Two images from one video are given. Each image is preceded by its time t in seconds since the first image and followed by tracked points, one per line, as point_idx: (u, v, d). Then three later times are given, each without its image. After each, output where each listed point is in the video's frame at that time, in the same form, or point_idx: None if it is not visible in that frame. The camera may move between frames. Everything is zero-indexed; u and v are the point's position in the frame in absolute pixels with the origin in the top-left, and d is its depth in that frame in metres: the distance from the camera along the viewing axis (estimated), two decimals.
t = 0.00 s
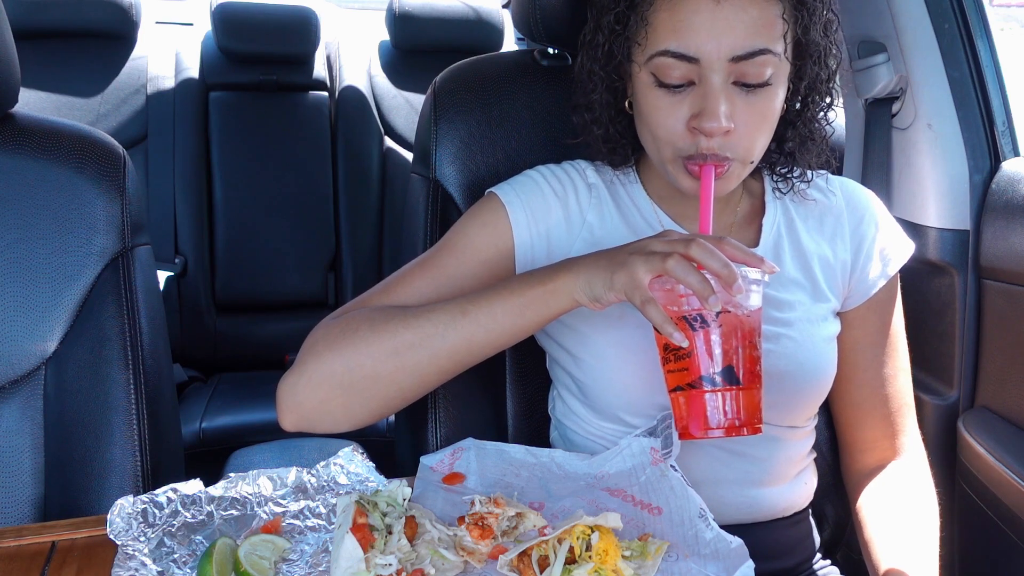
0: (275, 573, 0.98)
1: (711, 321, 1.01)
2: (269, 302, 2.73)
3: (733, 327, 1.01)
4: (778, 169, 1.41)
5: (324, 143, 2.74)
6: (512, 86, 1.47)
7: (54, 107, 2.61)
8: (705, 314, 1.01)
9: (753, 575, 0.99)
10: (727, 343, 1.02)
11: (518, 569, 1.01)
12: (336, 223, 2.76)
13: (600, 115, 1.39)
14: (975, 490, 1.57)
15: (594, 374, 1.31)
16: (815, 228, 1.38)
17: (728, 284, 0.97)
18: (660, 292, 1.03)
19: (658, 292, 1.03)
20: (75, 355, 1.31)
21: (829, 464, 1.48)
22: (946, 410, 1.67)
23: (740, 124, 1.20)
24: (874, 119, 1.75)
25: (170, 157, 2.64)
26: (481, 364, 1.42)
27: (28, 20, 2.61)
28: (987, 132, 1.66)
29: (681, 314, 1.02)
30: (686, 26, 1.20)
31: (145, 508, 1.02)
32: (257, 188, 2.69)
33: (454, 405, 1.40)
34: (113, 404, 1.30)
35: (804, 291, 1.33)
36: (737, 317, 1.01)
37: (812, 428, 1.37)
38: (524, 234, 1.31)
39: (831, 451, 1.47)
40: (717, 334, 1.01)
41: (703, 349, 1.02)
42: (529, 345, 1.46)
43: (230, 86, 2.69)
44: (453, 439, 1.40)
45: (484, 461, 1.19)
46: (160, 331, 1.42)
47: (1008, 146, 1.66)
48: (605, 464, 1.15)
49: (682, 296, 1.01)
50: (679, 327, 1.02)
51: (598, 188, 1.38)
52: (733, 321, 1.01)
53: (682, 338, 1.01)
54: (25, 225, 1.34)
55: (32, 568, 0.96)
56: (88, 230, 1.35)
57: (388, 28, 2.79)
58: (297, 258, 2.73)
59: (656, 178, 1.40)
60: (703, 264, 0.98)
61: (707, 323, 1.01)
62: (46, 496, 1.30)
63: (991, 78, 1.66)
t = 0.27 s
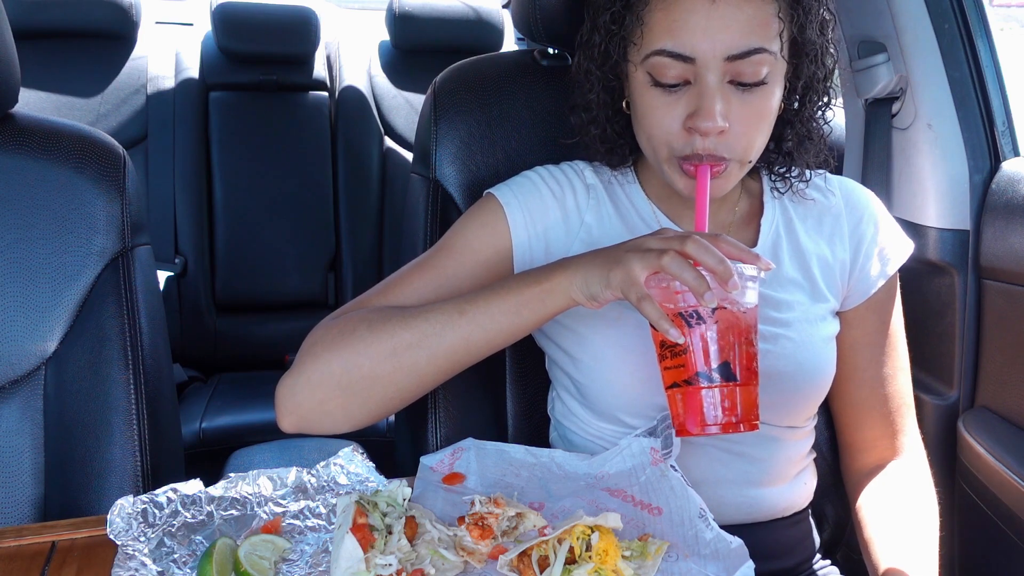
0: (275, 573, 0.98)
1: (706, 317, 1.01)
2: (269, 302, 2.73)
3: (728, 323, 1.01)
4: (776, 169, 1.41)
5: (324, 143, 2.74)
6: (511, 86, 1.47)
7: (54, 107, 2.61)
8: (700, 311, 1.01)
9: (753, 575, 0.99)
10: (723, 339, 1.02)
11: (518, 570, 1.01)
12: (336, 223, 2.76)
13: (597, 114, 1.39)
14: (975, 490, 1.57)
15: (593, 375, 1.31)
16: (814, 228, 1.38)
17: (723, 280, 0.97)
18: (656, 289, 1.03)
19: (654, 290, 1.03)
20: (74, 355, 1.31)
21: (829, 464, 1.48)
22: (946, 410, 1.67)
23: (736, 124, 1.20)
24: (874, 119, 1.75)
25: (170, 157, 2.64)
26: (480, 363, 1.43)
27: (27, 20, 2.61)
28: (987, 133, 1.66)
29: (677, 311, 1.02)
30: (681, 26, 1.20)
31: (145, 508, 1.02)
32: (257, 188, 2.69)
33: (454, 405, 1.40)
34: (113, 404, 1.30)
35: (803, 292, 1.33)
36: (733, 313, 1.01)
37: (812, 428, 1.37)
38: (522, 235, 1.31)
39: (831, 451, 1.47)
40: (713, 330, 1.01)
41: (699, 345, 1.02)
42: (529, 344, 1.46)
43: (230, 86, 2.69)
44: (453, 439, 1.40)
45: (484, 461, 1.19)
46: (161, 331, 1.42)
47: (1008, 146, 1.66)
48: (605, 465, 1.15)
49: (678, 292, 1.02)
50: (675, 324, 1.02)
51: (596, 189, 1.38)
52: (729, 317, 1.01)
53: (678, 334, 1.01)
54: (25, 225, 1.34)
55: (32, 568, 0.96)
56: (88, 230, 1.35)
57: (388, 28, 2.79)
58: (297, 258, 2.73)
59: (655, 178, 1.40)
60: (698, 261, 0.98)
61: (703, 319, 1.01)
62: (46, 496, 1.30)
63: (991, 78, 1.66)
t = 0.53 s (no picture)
0: (275, 573, 0.98)
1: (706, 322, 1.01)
2: (270, 302, 2.73)
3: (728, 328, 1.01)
4: (776, 168, 1.42)
5: (324, 143, 2.74)
6: (511, 86, 1.47)
7: (54, 107, 2.61)
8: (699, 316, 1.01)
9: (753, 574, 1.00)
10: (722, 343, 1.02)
11: (518, 570, 1.01)
12: (336, 223, 2.76)
13: (596, 114, 1.39)
14: (975, 490, 1.57)
15: (593, 375, 1.31)
16: (814, 228, 1.38)
17: (722, 282, 0.97)
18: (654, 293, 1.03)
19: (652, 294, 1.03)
20: (74, 355, 1.31)
21: (829, 464, 1.48)
22: (946, 410, 1.67)
23: (735, 122, 1.20)
24: (874, 119, 1.75)
25: (170, 157, 2.64)
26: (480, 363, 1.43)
27: (27, 20, 2.61)
28: (987, 133, 1.66)
29: (676, 313, 1.02)
30: (680, 24, 1.20)
31: (145, 508, 1.02)
32: (257, 188, 2.69)
33: (454, 405, 1.40)
34: (113, 404, 1.30)
35: (803, 292, 1.33)
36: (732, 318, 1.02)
37: (812, 428, 1.37)
38: (521, 235, 1.31)
39: (831, 451, 1.47)
40: (713, 335, 1.01)
41: (697, 348, 1.02)
42: (529, 344, 1.46)
43: (230, 86, 2.69)
44: (453, 439, 1.40)
45: (485, 461, 1.19)
46: (161, 331, 1.42)
47: (1008, 146, 1.66)
48: (605, 465, 1.15)
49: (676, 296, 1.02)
50: (673, 325, 1.02)
51: (596, 190, 1.38)
52: (728, 320, 1.01)
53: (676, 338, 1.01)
54: (25, 225, 1.34)
55: (32, 568, 0.96)
56: (88, 230, 1.35)
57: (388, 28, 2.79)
58: (297, 258, 2.73)
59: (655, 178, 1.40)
60: (697, 261, 0.98)
61: (701, 321, 1.01)
62: (46, 496, 1.30)
63: (991, 78, 1.66)
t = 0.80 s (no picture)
0: (275, 573, 0.98)
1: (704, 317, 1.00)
2: (270, 302, 2.72)
3: (727, 323, 1.01)
4: (775, 167, 1.42)
5: (324, 143, 2.74)
6: (511, 86, 1.47)
7: (54, 107, 2.60)
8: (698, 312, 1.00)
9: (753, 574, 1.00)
10: (720, 339, 1.01)
11: (518, 570, 1.01)
12: (336, 223, 2.76)
13: (596, 113, 1.39)
14: (975, 490, 1.57)
15: (593, 375, 1.31)
16: (813, 228, 1.38)
17: (719, 278, 0.97)
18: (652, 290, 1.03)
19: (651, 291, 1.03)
20: (74, 355, 1.31)
21: (829, 464, 1.48)
22: (946, 410, 1.67)
23: (734, 120, 1.20)
24: (874, 119, 1.75)
25: (170, 157, 2.64)
26: (480, 363, 1.43)
27: (27, 19, 2.61)
28: (987, 133, 1.66)
29: (674, 310, 1.01)
30: (679, 23, 1.20)
31: (145, 508, 1.02)
32: (257, 188, 2.69)
33: (454, 405, 1.40)
34: (113, 404, 1.30)
35: (801, 292, 1.33)
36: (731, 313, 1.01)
37: (812, 428, 1.38)
38: (521, 235, 1.31)
39: (831, 451, 1.47)
40: (711, 330, 1.01)
41: (696, 345, 1.02)
42: (529, 344, 1.46)
43: (230, 86, 2.69)
44: (453, 439, 1.40)
45: (484, 461, 1.19)
46: (161, 331, 1.42)
47: (1008, 146, 1.66)
48: (605, 464, 1.15)
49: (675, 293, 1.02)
50: (671, 322, 1.01)
51: (595, 190, 1.38)
52: (727, 317, 1.01)
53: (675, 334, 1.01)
54: (25, 226, 1.34)
55: (32, 568, 0.96)
56: (88, 230, 1.35)
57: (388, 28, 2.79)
58: (297, 258, 2.73)
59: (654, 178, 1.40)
60: (695, 258, 0.98)
61: (699, 318, 1.00)
62: (46, 496, 1.30)
63: (991, 78, 1.66)
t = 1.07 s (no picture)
0: (275, 573, 0.98)
1: (704, 312, 1.01)
2: (270, 302, 2.72)
3: (726, 317, 1.01)
4: (774, 167, 1.41)
5: (324, 143, 2.74)
6: (511, 86, 1.47)
7: (54, 107, 2.61)
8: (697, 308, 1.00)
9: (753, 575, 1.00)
10: (720, 333, 1.02)
11: (518, 570, 1.01)
12: (336, 223, 2.76)
13: (596, 113, 1.39)
14: (975, 490, 1.57)
15: (592, 376, 1.31)
16: (813, 228, 1.38)
17: (719, 273, 0.97)
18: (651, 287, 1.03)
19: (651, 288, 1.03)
20: (74, 355, 1.31)
21: (829, 464, 1.48)
22: (946, 410, 1.67)
23: (734, 119, 1.20)
24: (874, 119, 1.75)
25: (170, 157, 2.64)
26: (480, 363, 1.43)
27: (27, 20, 2.61)
28: (987, 133, 1.66)
29: (674, 306, 1.01)
30: (678, 21, 1.20)
31: (145, 508, 1.02)
32: (257, 188, 2.69)
33: (454, 405, 1.40)
34: (113, 404, 1.30)
35: (801, 292, 1.33)
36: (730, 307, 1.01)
37: (812, 428, 1.38)
38: (520, 234, 1.31)
39: (831, 451, 1.47)
40: (710, 325, 1.01)
41: (695, 340, 1.02)
42: (529, 344, 1.46)
43: (230, 86, 2.69)
44: (453, 439, 1.40)
45: (484, 461, 1.19)
46: (161, 331, 1.42)
47: (1008, 146, 1.66)
48: (605, 464, 1.15)
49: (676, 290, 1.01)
50: (671, 318, 1.01)
51: (595, 190, 1.38)
52: (726, 313, 1.01)
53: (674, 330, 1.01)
54: (25, 226, 1.34)
55: (32, 568, 0.96)
56: (88, 230, 1.35)
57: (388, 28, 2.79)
58: (297, 258, 2.73)
59: (654, 178, 1.40)
60: (693, 254, 0.98)
61: (699, 313, 1.01)
62: (46, 496, 1.30)
63: (991, 78, 1.66)
